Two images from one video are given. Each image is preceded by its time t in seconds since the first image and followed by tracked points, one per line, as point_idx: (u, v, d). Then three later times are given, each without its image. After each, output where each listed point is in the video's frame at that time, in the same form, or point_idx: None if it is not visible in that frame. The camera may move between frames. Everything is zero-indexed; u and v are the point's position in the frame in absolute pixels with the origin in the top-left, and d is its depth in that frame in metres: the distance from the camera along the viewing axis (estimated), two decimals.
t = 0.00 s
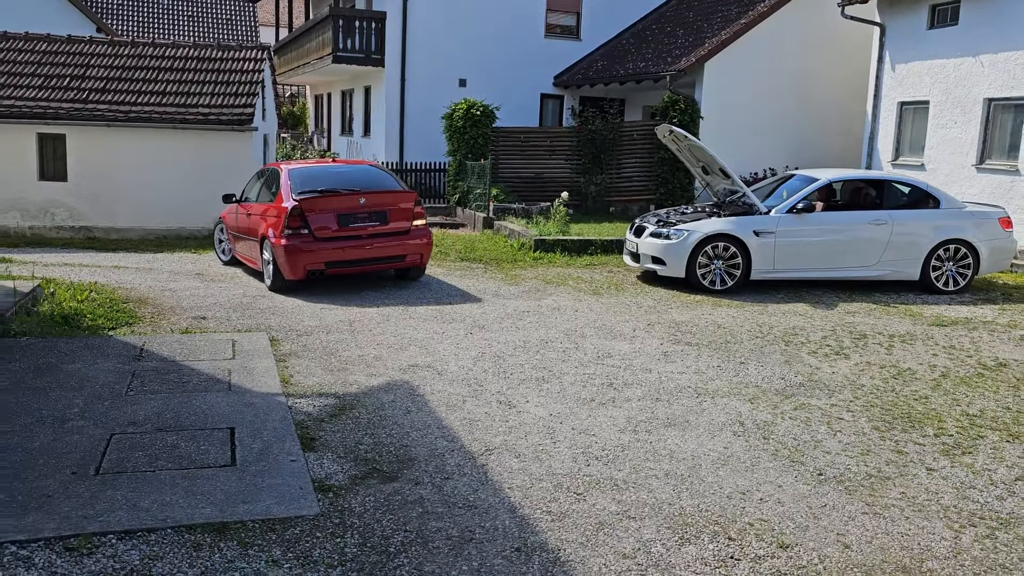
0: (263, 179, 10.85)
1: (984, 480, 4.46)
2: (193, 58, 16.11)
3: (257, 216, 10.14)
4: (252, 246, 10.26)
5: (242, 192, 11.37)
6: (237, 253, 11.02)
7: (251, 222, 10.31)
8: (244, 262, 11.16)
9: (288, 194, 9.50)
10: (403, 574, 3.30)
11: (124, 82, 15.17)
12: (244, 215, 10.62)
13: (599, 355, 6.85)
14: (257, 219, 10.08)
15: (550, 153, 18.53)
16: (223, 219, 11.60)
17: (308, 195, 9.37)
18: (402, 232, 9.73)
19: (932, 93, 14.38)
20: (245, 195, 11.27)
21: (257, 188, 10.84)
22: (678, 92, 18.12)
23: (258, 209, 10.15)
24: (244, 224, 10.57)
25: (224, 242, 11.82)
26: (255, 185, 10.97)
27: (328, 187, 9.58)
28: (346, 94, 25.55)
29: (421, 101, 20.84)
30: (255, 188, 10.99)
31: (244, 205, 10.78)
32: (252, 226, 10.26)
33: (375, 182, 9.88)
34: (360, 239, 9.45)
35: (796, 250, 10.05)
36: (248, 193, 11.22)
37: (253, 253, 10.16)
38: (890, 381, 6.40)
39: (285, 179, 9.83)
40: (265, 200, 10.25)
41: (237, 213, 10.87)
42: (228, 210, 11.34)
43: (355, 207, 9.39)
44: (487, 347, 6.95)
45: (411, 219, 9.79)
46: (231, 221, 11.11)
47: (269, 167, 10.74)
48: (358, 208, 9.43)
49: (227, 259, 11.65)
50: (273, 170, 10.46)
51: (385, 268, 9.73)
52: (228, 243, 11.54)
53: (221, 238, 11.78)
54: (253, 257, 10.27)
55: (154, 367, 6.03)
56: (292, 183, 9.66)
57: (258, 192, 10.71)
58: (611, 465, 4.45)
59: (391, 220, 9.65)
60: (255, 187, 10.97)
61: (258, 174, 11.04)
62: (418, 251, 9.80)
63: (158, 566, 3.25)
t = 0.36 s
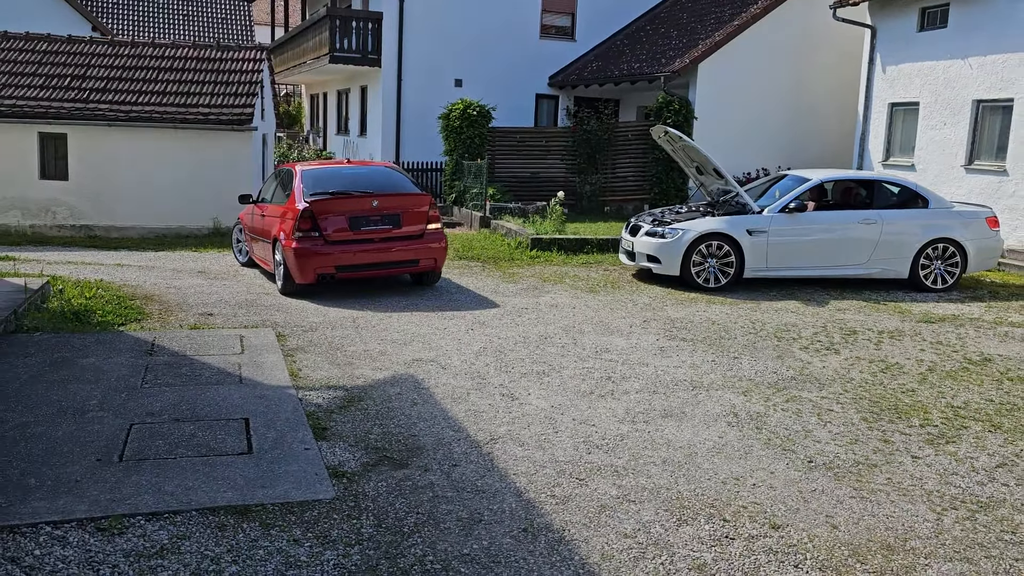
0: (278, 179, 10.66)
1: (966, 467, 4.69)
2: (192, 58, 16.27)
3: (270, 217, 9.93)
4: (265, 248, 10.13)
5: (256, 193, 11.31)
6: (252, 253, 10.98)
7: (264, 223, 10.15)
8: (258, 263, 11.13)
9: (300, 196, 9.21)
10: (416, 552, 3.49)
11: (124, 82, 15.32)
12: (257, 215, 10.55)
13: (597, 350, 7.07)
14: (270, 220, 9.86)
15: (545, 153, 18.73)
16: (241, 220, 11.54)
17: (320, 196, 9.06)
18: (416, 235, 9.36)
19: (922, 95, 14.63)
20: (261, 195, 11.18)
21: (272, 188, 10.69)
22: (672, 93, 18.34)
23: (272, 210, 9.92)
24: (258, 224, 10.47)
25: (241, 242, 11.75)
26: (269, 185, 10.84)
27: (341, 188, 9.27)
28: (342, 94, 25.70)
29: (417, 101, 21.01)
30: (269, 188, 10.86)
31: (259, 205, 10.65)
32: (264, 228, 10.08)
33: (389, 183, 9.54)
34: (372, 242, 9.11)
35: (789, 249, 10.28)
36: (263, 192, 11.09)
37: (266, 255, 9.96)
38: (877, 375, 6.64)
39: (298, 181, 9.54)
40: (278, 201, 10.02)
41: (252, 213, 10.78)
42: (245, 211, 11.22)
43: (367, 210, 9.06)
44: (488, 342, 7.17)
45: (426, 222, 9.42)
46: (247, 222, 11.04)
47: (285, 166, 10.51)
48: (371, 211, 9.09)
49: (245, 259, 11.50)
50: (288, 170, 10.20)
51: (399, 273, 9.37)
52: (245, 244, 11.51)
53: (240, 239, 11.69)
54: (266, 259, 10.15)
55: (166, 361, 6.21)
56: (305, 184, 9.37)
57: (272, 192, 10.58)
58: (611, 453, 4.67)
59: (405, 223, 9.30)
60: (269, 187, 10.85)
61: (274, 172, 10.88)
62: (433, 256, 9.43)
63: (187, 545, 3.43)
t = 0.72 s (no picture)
0: (291, 177, 10.20)
1: (954, 455, 4.86)
2: (189, 58, 16.36)
3: (280, 219, 9.46)
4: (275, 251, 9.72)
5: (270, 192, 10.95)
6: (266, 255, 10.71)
7: (275, 225, 9.70)
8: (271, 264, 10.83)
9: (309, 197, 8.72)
10: (430, 537, 3.63)
11: (122, 82, 15.40)
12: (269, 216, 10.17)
13: (596, 345, 7.23)
14: (281, 222, 9.41)
15: (539, 151, 18.86)
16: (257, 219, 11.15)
17: (329, 198, 8.56)
18: (430, 239, 8.84)
19: (911, 93, 14.83)
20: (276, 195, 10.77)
21: (285, 187, 10.26)
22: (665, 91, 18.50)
23: (282, 212, 9.45)
24: (269, 225, 10.07)
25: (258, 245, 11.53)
26: (282, 185, 10.42)
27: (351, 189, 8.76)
28: (336, 92, 25.77)
29: (412, 100, 21.12)
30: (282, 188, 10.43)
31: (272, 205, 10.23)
32: (275, 229, 9.64)
33: (402, 183, 9.01)
34: (384, 246, 8.60)
35: (782, 246, 10.46)
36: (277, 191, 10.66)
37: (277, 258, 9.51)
38: (869, 368, 6.82)
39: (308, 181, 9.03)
40: (289, 202, 9.55)
41: (266, 213, 10.41)
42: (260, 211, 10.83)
43: (378, 212, 8.54)
44: (489, 338, 7.32)
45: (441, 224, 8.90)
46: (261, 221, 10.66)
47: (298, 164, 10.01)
48: (383, 213, 8.58)
49: (260, 262, 11.26)
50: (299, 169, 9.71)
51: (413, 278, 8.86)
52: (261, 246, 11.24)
53: (257, 240, 11.45)
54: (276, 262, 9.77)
55: (174, 357, 6.34)
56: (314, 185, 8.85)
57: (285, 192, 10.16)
58: (613, 443, 4.82)
59: (418, 226, 8.78)
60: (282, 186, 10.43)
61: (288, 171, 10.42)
62: (449, 260, 8.91)
63: (210, 531, 3.58)
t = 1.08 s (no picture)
0: (311, 175, 9.90)
1: (952, 443, 5.01)
2: (190, 57, 16.45)
3: (297, 218, 9.16)
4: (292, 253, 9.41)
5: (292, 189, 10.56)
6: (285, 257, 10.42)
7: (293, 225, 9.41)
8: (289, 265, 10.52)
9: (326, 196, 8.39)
10: (450, 521, 3.77)
11: (124, 80, 15.48)
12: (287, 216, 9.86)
13: (600, 338, 7.38)
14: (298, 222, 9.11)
15: (538, 149, 18.98)
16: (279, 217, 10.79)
17: (346, 197, 8.22)
18: (452, 241, 8.46)
19: (906, 91, 15.00)
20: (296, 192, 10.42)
21: (305, 185, 9.95)
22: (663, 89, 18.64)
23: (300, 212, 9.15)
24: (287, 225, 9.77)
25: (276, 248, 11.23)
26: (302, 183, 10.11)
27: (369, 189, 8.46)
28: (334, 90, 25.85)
29: (411, 98, 21.21)
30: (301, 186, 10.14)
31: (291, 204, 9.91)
32: (292, 229, 9.35)
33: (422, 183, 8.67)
34: (402, 249, 8.23)
35: (780, 242, 10.61)
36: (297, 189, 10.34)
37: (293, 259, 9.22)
38: (867, 360, 6.97)
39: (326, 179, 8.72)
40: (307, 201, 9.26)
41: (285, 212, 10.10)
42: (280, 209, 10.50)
43: (397, 212, 8.18)
44: (495, 333, 7.45)
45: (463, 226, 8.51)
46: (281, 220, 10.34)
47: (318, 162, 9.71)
48: (402, 213, 8.21)
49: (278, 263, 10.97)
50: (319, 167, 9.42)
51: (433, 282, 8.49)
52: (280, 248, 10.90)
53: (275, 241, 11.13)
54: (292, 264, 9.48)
55: (189, 351, 6.47)
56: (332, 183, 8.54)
57: (303, 190, 9.88)
58: (622, 433, 4.96)
59: (440, 227, 8.40)
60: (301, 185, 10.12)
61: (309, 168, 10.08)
62: (471, 264, 8.53)
63: (238, 516, 3.70)
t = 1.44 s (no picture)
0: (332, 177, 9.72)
1: (951, 434, 5.16)
2: (191, 55, 16.51)
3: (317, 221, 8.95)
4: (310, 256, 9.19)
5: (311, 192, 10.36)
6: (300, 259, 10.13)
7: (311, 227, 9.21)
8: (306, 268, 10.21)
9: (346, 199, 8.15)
10: (470, 507, 3.89)
11: (126, 78, 15.53)
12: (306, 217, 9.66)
13: (604, 334, 7.52)
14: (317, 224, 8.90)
15: (536, 147, 19.08)
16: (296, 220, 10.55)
17: (367, 201, 7.97)
18: (477, 249, 8.16)
19: (902, 91, 15.16)
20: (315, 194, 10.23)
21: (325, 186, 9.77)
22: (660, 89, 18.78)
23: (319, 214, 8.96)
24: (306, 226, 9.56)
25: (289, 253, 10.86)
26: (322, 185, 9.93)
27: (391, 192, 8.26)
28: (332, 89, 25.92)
29: (410, 97, 21.29)
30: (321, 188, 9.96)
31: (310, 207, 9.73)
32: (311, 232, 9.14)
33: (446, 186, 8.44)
34: (425, 256, 7.94)
35: (779, 240, 10.77)
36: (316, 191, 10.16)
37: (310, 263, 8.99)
38: (867, 355, 7.11)
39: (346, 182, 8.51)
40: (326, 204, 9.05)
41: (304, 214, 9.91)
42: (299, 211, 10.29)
43: (420, 217, 7.90)
44: (501, 330, 7.57)
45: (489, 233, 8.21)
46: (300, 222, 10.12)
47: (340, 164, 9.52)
48: (426, 218, 7.94)
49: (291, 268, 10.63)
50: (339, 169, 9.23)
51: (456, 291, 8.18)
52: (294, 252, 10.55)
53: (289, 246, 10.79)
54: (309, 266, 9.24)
55: (202, 346, 6.58)
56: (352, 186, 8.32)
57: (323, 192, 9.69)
58: (631, 424, 5.10)
59: (465, 233, 8.11)
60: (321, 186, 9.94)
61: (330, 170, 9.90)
62: (498, 273, 8.25)
63: (264, 502, 3.82)
